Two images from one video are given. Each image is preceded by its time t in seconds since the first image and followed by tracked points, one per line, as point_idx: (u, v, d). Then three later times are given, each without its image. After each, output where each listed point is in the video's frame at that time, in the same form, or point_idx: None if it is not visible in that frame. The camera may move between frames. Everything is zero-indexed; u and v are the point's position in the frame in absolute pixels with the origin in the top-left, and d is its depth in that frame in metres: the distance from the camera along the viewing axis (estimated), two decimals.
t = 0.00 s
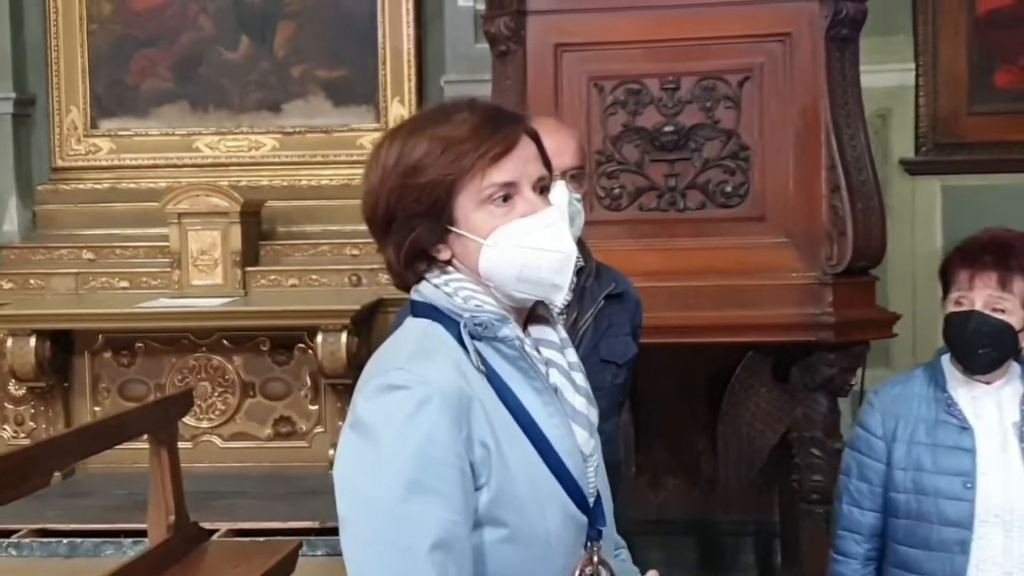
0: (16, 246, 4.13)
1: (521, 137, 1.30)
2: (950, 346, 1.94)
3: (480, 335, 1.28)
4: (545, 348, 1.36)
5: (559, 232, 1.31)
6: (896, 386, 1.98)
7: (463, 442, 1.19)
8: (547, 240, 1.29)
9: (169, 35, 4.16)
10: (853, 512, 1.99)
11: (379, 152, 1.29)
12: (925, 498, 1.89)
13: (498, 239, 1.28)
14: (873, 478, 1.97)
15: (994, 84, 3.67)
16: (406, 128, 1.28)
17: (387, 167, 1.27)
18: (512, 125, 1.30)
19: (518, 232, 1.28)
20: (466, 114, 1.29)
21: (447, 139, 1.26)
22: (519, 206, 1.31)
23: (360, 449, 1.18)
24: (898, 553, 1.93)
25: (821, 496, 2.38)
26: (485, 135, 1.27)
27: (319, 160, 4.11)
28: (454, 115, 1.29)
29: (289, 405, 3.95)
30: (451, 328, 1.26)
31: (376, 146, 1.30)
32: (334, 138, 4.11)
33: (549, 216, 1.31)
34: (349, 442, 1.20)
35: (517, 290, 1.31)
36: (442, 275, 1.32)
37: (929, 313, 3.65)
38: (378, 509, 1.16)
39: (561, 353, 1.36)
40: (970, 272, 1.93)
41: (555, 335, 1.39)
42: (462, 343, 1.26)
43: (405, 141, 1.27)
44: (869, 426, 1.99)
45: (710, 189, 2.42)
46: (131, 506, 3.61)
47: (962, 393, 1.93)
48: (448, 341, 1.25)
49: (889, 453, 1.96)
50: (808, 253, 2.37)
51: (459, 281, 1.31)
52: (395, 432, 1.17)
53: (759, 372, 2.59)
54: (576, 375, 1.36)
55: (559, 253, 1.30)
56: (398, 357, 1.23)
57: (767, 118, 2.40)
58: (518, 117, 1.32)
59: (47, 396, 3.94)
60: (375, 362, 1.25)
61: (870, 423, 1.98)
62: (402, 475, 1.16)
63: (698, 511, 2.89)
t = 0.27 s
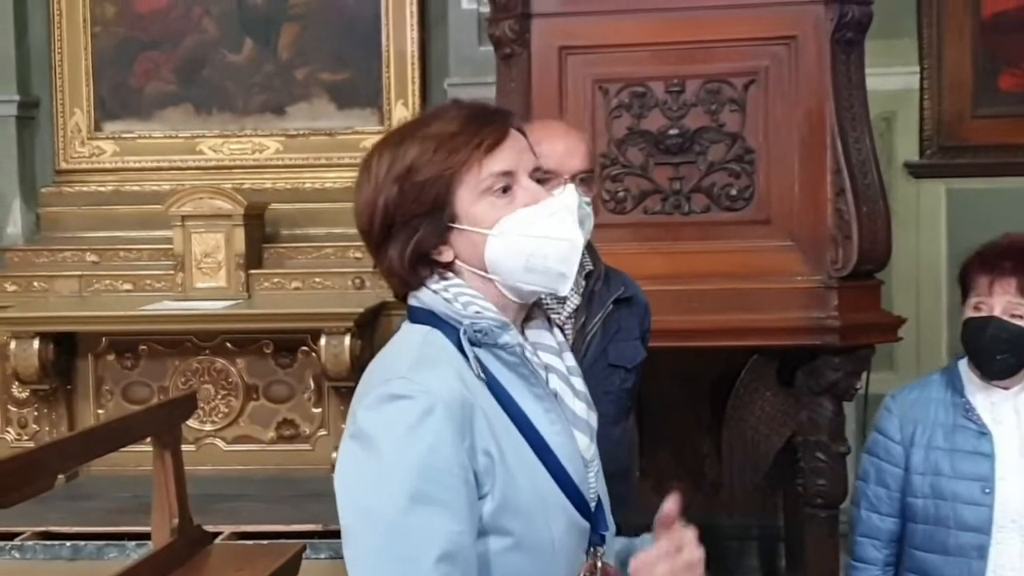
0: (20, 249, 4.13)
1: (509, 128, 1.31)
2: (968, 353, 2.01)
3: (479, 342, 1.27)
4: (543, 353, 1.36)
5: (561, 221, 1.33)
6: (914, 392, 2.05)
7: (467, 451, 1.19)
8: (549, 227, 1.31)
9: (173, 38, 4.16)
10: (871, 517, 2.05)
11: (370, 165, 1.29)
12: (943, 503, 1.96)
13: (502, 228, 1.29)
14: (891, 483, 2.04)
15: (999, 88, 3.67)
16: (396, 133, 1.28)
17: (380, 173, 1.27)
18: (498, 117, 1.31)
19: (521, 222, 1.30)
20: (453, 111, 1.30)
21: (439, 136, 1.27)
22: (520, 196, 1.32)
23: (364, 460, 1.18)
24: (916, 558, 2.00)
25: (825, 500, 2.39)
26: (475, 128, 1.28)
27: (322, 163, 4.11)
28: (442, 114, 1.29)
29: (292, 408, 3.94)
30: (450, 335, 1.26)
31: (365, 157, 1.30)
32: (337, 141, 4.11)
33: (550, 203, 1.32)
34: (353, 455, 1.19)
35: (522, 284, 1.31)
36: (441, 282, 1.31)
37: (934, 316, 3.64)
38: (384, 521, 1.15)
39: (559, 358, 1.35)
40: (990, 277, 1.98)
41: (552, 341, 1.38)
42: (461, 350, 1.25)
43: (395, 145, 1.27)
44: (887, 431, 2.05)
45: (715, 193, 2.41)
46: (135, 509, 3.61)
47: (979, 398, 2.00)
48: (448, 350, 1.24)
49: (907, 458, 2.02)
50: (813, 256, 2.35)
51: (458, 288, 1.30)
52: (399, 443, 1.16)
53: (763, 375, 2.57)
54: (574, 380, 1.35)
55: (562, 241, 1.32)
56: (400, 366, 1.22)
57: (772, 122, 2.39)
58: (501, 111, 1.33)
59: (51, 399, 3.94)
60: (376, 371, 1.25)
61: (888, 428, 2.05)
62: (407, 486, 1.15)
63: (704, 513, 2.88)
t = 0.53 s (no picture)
0: (26, 249, 4.13)
1: (540, 139, 1.30)
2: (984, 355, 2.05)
3: (481, 342, 1.27)
4: (545, 351, 1.35)
5: (579, 243, 1.32)
6: (929, 392, 2.09)
7: (469, 451, 1.18)
8: (567, 249, 1.30)
9: (178, 38, 4.16)
10: (884, 516, 2.09)
11: (395, 154, 1.27)
12: (956, 503, 2.00)
13: (519, 241, 1.29)
14: (904, 482, 2.07)
15: (1005, 88, 3.66)
16: (425, 126, 1.27)
17: (404, 165, 1.26)
18: (530, 126, 1.30)
19: (540, 238, 1.29)
20: (484, 114, 1.28)
21: (469, 138, 1.25)
22: (540, 209, 1.31)
23: (366, 460, 1.17)
24: (928, 557, 2.03)
25: (831, 501, 2.39)
26: (506, 135, 1.27)
27: (327, 163, 4.11)
28: (473, 115, 1.28)
29: (297, 408, 3.94)
30: (452, 334, 1.26)
31: (390, 145, 1.28)
32: (342, 141, 4.11)
33: (570, 224, 1.32)
34: (355, 454, 1.18)
35: (528, 297, 1.31)
36: (446, 280, 1.30)
37: (940, 317, 3.64)
38: (387, 523, 1.15)
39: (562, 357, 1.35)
40: (1008, 279, 2.01)
41: (555, 339, 1.38)
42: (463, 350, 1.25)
43: (424, 139, 1.26)
44: (901, 430, 2.09)
45: (721, 193, 2.39)
46: (140, 509, 3.61)
47: (995, 400, 2.03)
48: (449, 349, 1.24)
49: (921, 458, 2.06)
50: (819, 257, 2.33)
51: (463, 287, 1.29)
52: (401, 444, 1.16)
53: (770, 376, 2.49)
54: (575, 379, 1.35)
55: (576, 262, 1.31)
56: (402, 365, 1.21)
57: (778, 122, 2.37)
58: (533, 120, 1.32)
59: (56, 399, 3.94)
60: (377, 368, 1.24)
61: (903, 427, 2.09)
62: (411, 488, 1.15)
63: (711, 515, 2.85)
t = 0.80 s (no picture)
0: (30, 246, 4.13)
1: (560, 146, 1.29)
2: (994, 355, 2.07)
3: (487, 340, 1.27)
4: (552, 347, 1.35)
5: (594, 252, 1.31)
6: (939, 390, 2.12)
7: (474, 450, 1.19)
8: (578, 256, 1.29)
9: (183, 36, 4.17)
10: (893, 513, 2.12)
11: (413, 147, 1.27)
12: (965, 501, 2.03)
13: (531, 245, 1.28)
14: (913, 480, 2.11)
15: (1010, 87, 3.65)
16: (446, 121, 1.26)
17: (422, 159, 1.25)
18: (551, 132, 1.29)
19: (551, 244, 1.28)
20: (506, 115, 1.28)
21: (488, 139, 1.25)
22: (552, 216, 1.30)
23: (372, 456, 1.17)
24: (936, 555, 2.06)
25: (835, 500, 2.37)
26: (526, 140, 1.26)
27: (332, 161, 4.11)
28: (495, 115, 1.28)
29: (302, 406, 3.94)
30: (458, 332, 1.26)
31: (409, 137, 1.28)
32: (347, 139, 4.11)
33: (582, 233, 1.31)
34: (361, 451, 1.18)
35: (535, 302, 1.30)
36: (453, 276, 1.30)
37: (944, 317, 3.64)
38: (393, 519, 1.15)
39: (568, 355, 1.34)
40: (1019, 279, 2.03)
41: (562, 336, 1.37)
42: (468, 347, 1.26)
43: (445, 135, 1.25)
44: (911, 428, 2.12)
45: (726, 192, 2.39)
46: (143, 507, 3.62)
47: (1005, 399, 2.05)
48: (455, 346, 1.24)
49: (930, 456, 2.09)
50: (823, 256, 2.32)
51: (470, 284, 1.28)
52: (407, 441, 1.16)
53: (772, 376, 2.56)
54: (581, 377, 1.34)
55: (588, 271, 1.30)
56: (409, 362, 1.22)
57: (782, 120, 2.36)
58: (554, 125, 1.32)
59: (60, 397, 3.94)
60: (383, 365, 1.24)
61: (913, 426, 2.12)
62: (416, 485, 1.15)
63: (710, 516, 2.77)
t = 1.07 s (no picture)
0: (29, 245, 4.13)
1: (554, 140, 1.29)
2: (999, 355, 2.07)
3: (487, 338, 1.27)
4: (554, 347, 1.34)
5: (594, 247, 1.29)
6: (942, 389, 2.12)
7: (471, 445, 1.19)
8: (576, 251, 1.27)
9: (182, 34, 4.17)
10: (895, 512, 2.12)
11: (410, 147, 1.28)
12: (969, 500, 2.03)
13: (526, 240, 1.27)
14: (916, 479, 2.11)
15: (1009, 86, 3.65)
16: (441, 122, 1.28)
17: (417, 160, 1.26)
18: (545, 126, 1.29)
19: (549, 238, 1.27)
20: (500, 113, 1.29)
21: (481, 136, 1.26)
22: (550, 210, 1.29)
23: (370, 449, 1.18)
24: (939, 554, 2.06)
25: (834, 498, 2.37)
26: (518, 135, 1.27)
27: (331, 160, 4.11)
28: (489, 113, 1.29)
29: (301, 405, 3.94)
30: (458, 329, 1.26)
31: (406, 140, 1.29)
32: (346, 137, 4.11)
33: (582, 227, 1.29)
34: (361, 445, 1.19)
35: (535, 297, 1.29)
36: (455, 274, 1.29)
37: (943, 316, 3.65)
38: (390, 510, 1.15)
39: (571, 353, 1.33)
40: None
41: (565, 335, 1.36)
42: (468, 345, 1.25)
43: (438, 135, 1.27)
44: (915, 427, 2.12)
45: (725, 191, 2.38)
46: (143, 505, 3.61)
47: (1009, 399, 2.05)
48: (455, 343, 1.24)
49: (933, 454, 2.09)
50: (823, 255, 2.32)
51: (472, 283, 1.28)
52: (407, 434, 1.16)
53: (772, 375, 2.53)
54: (584, 377, 1.33)
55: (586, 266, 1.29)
56: (409, 357, 1.22)
57: (782, 119, 2.36)
58: (551, 121, 1.32)
59: (59, 395, 3.94)
60: (384, 362, 1.25)
61: (916, 424, 2.12)
62: (413, 476, 1.15)
63: (709, 513, 2.80)
